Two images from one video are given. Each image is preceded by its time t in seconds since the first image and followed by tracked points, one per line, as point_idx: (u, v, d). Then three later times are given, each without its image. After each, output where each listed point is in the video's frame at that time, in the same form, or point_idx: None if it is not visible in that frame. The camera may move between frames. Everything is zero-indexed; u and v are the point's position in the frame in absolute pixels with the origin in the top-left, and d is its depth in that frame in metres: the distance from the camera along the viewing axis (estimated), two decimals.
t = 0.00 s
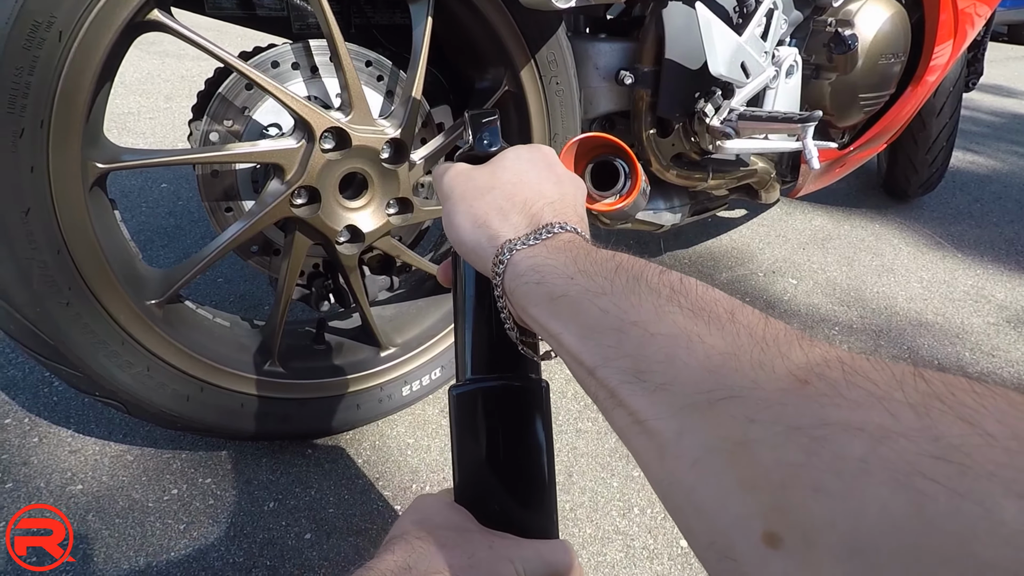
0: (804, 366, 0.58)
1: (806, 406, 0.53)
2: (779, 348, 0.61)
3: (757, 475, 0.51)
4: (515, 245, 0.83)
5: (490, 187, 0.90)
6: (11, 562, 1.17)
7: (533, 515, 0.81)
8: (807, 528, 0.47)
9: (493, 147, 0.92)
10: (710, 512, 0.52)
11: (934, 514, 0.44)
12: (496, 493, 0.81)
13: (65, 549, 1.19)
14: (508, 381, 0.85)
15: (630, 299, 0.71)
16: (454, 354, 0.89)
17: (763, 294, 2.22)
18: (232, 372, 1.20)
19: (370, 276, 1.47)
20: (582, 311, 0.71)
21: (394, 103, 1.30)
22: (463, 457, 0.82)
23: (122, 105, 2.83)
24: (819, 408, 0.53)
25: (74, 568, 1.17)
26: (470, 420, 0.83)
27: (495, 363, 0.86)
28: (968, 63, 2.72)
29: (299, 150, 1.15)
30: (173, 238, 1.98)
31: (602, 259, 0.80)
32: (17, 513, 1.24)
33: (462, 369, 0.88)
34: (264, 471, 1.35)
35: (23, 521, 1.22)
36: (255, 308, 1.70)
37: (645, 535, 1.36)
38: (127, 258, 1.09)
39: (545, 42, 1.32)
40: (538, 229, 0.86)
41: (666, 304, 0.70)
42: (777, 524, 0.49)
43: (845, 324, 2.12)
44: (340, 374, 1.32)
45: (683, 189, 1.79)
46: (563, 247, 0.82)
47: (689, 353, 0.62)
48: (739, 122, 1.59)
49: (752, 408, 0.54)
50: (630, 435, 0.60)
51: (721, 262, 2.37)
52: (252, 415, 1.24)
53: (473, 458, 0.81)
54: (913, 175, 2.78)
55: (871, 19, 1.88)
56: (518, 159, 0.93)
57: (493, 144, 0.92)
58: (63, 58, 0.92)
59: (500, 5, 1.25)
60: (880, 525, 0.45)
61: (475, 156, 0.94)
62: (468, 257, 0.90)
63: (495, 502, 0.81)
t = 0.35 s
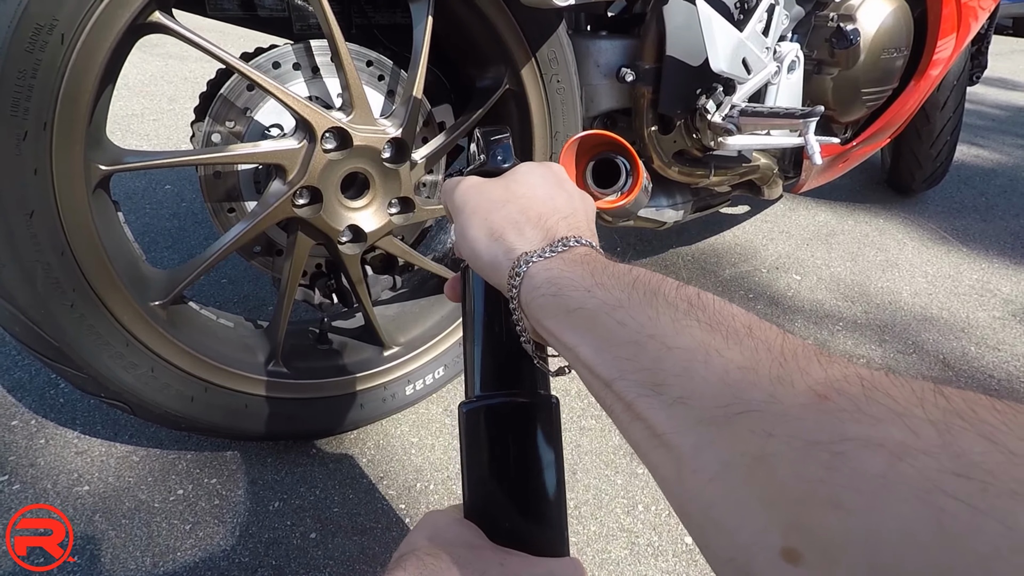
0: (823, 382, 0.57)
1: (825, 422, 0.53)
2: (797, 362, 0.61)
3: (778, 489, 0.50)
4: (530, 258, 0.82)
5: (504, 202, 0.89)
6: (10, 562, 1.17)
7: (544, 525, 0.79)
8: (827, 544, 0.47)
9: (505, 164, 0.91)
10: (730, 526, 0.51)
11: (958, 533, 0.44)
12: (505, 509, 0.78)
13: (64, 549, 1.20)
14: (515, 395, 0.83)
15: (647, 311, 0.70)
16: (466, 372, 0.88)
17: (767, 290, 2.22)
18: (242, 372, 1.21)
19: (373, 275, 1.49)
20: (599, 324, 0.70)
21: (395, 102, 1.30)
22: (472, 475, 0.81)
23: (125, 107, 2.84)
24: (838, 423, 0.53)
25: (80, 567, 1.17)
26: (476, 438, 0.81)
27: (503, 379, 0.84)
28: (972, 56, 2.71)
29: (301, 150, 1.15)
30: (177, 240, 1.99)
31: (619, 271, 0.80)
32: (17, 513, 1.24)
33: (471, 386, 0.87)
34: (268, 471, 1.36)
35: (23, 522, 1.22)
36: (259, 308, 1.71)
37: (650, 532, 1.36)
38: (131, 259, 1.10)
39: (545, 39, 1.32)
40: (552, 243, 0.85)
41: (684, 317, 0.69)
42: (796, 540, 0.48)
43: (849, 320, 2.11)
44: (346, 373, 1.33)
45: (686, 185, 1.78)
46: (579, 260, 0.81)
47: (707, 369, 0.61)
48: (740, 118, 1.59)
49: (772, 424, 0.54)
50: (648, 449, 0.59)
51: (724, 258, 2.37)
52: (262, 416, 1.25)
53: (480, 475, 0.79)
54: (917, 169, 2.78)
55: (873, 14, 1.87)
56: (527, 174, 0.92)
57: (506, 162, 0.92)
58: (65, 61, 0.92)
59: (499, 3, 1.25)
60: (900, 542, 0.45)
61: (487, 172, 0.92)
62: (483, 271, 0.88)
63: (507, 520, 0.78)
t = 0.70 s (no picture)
0: (827, 402, 0.57)
1: (831, 441, 0.53)
2: (801, 380, 0.61)
3: (783, 511, 0.51)
4: (532, 273, 0.83)
5: (508, 214, 0.90)
6: (9, 562, 1.17)
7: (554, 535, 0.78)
8: (833, 566, 0.47)
9: (510, 174, 0.92)
10: (736, 544, 0.52)
11: (966, 555, 0.44)
12: (514, 515, 0.77)
13: (64, 549, 1.20)
14: (524, 403, 0.82)
15: (649, 329, 0.70)
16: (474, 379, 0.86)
17: (771, 292, 2.22)
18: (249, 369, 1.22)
19: (378, 275, 1.50)
20: (603, 342, 0.71)
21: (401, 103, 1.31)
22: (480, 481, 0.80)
23: (134, 105, 2.86)
24: (843, 442, 0.53)
25: (88, 562, 1.18)
26: (486, 445, 0.80)
27: (512, 387, 0.83)
28: (979, 59, 2.71)
29: (307, 150, 1.16)
30: (185, 238, 2.00)
31: (621, 287, 0.79)
32: (17, 512, 1.25)
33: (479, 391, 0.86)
34: (273, 469, 1.37)
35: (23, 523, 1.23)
36: (265, 306, 1.72)
37: (652, 533, 1.37)
38: (140, 258, 1.11)
39: (551, 41, 1.33)
40: (555, 257, 0.85)
41: (686, 334, 0.69)
42: (803, 561, 0.49)
43: (853, 323, 2.11)
44: (350, 372, 1.34)
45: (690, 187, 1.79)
46: (580, 274, 0.81)
47: (709, 386, 0.61)
48: (745, 121, 1.60)
49: (776, 443, 0.55)
50: (653, 467, 0.60)
51: (728, 260, 2.37)
52: (270, 412, 1.26)
53: (490, 485, 0.79)
54: (923, 172, 2.78)
55: (879, 16, 1.88)
56: (530, 186, 0.93)
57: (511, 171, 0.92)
58: (77, 61, 0.93)
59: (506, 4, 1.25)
60: (910, 565, 0.45)
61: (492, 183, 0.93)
62: (487, 284, 0.90)
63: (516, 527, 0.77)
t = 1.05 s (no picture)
0: (839, 436, 0.57)
1: (845, 480, 0.53)
2: (812, 412, 0.61)
3: (790, 549, 0.51)
4: (531, 289, 0.81)
5: (507, 227, 0.88)
6: (10, 562, 1.19)
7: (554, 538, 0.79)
8: None
9: (506, 182, 0.89)
10: None
11: None
12: (510, 519, 0.80)
13: (64, 550, 1.21)
14: (522, 412, 0.84)
15: (652, 350, 0.70)
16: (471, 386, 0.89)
17: (774, 291, 2.22)
18: (247, 370, 1.23)
19: (380, 277, 1.50)
20: (605, 362, 0.70)
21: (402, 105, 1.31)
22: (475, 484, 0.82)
23: (138, 111, 2.87)
24: (856, 482, 0.52)
25: (94, 565, 1.19)
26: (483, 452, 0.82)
27: (510, 397, 0.86)
28: (982, 54, 2.70)
29: (308, 154, 1.17)
30: (189, 242, 2.01)
31: (624, 306, 0.77)
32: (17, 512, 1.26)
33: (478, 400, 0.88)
34: (278, 471, 1.38)
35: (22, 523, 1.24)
36: (269, 309, 1.73)
37: (656, 533, 1.37)
38: (142, 264, 1.12)
39: (551, 42, 1.33)
40: (554, 271, 0.83)
41: (690, 359, 0.68)
42: None
43: (857, 320, 2.11)
44: (349, 373, 1.34)
45: (692, 187, 1.79)
46: (580, 291, 0.79)
47: (715, 415, 0.61)
48: (746, 119, 1.60)
49: (785, 479, 0.54)
50: (654, 494, 0.60)
51: (732, 259, 2.37)
52: (267, 415, 1.26)
53: (487, 491, 0.80)
54: (927, 169, 2.77)
55: (880, 13, 1.87)
56: (531, 194, 0.90)
57: (507, 180, 0.89)
58: (79, 68, 0.94)
59: (504, 5, 1.26)
60: None
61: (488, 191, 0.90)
62: (485, 296, 0.88)
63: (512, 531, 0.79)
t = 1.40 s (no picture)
0: (847, 437, 0.56)
1: (855, 485, 0.53)
2: (821, 411, 0.60)
3: (795, 553, 0.51)
4: (528, 276, 0.80)
5: (502, 213, 0.87)
6: (11, 562, 1.19)
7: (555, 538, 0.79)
8: None
9: (505, 165, 0.88)
10: None
11: None
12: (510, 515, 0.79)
13: (64, 549, 1.21)
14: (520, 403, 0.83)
15: (653, 343, 0.69)
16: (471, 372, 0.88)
17: (777, 292, 2.22)
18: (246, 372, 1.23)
19: (381, 279, 1.50)
20: (605, 355, 0.69)
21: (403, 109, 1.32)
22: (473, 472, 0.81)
23: (142, 114, 2.88)
24: (867, 487, 0.52)
25: (96, 567, 1.20)
26: (481, 441, 0.81)
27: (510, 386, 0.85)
28: (986, 55, 2.69)
29: (309, 157, 1.17)
30: (193, 245, 2.02)
31: (622, 295, 0.76)
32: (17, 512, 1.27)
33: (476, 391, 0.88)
34: (279, 473, 1.38)
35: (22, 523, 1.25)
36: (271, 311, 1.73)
37: (658, 535, 1.37)
38: (144, 267, 1.13)
39: (551, 45, 1.34)
40: (553, 256, 0.82)
41: (692, 352, 0.67)
42: None
43: (860, 322, 2.10)
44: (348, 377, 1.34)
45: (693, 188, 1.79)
46: (578, 279, 0.79)
47: (718, 413, 0.60)
48: (747, 121, 1.59)
49: (791, 482, 0.54)
50: (654, 491, 0.61)
51: (734, 260, 2.36)
52: (267, 416, 1.26)
53: (486, 483, 0.80)
54: (930, 170, 2.76)
55: (881, 14, 1.87)
56: (529, 175, 0.89)
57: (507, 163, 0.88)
58: (80, 73, 0.95)
59: (503, 8, 1.27)
60: None
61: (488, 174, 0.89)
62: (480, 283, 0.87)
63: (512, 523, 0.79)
